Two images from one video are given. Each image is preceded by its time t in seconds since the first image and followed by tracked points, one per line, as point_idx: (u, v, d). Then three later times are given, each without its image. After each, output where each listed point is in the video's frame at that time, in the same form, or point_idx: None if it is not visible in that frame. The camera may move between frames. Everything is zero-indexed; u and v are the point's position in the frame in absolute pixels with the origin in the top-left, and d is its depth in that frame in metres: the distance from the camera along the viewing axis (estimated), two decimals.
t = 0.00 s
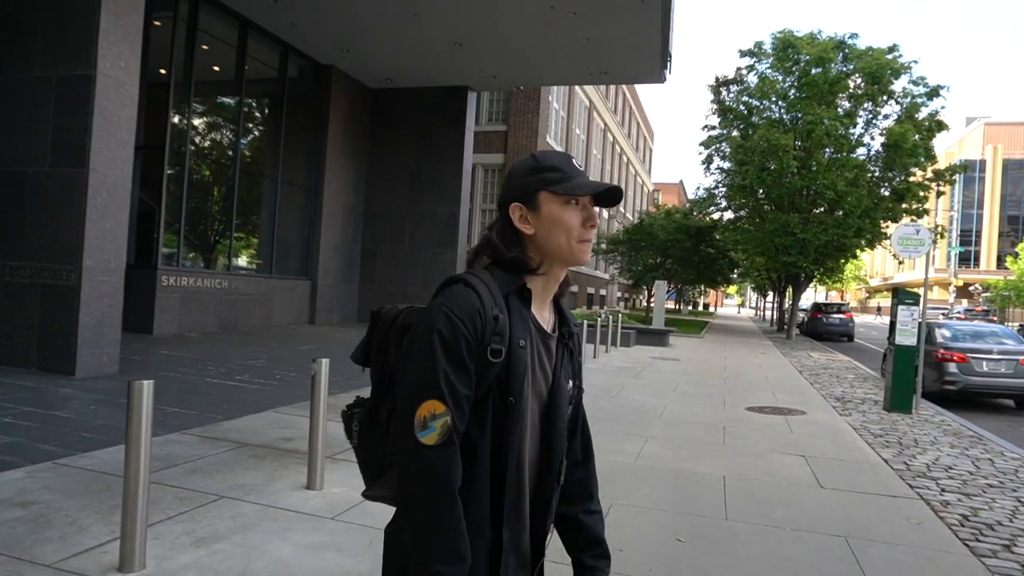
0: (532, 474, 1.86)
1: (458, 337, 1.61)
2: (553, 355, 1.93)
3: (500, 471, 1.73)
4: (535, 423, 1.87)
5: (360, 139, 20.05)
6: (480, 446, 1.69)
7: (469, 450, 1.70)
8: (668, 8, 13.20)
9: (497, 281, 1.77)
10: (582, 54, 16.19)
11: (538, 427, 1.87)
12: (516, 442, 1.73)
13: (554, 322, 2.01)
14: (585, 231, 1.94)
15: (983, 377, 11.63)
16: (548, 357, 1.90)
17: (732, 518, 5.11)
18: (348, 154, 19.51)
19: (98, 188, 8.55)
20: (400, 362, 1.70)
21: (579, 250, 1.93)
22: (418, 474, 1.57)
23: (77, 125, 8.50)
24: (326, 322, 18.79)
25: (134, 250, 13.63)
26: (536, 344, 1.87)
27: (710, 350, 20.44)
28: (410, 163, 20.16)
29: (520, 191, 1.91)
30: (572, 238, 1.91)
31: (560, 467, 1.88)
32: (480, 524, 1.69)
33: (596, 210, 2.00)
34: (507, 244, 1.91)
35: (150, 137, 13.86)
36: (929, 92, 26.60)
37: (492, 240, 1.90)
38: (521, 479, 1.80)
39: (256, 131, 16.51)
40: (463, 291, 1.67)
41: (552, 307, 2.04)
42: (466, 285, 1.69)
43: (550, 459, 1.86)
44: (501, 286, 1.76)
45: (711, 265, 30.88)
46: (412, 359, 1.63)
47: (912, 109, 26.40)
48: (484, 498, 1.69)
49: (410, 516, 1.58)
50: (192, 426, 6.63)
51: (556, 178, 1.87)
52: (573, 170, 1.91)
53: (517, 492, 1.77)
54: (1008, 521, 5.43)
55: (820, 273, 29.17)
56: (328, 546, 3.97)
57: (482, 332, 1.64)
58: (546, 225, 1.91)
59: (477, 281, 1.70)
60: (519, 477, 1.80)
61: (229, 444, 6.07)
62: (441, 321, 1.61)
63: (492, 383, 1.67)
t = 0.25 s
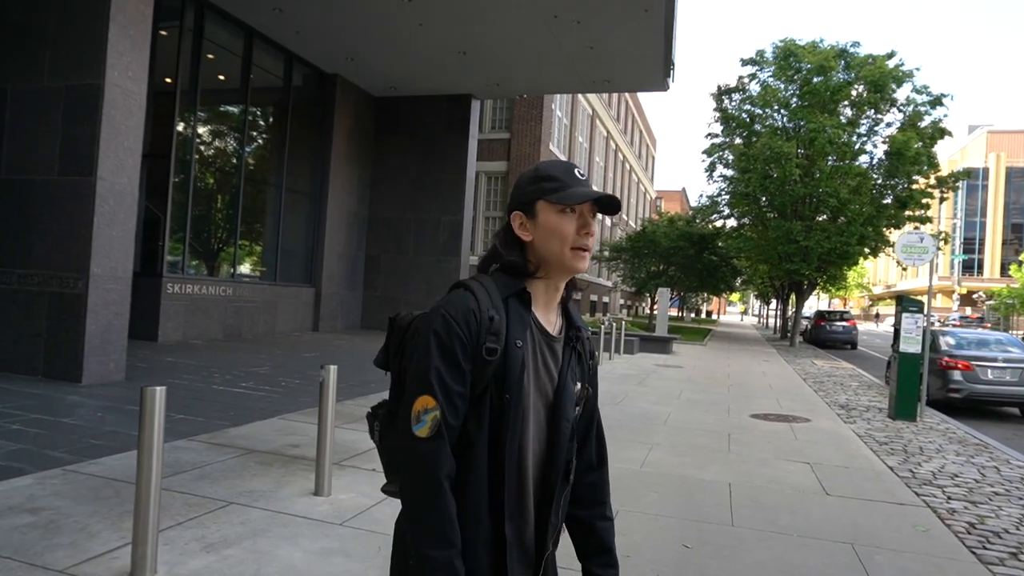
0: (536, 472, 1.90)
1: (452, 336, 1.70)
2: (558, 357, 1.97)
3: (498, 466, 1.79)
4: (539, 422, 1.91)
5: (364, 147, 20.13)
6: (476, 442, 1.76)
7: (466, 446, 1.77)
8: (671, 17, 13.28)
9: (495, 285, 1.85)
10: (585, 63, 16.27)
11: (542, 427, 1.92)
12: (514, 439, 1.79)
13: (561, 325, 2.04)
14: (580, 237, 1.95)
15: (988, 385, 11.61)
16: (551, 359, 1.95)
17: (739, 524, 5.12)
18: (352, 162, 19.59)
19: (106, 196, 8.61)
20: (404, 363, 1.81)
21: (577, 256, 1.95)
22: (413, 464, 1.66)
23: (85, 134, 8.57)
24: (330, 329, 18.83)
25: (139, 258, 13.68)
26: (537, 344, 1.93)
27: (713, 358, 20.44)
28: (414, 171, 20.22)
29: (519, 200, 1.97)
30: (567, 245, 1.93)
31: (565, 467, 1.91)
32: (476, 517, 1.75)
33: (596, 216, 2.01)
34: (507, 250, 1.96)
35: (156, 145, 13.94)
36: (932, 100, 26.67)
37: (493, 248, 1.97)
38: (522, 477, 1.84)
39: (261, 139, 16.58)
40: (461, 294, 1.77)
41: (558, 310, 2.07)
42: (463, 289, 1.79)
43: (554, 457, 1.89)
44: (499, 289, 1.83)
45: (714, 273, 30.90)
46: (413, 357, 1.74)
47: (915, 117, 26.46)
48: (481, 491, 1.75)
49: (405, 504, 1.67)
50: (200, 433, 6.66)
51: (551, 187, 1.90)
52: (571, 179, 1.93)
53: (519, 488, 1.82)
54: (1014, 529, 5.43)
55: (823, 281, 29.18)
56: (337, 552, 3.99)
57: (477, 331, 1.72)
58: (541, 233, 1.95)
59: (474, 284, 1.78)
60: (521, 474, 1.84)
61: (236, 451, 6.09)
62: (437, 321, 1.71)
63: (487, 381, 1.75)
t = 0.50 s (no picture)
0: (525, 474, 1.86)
1: (426, 337, 1.76)
2: (548, 356, 1.94)
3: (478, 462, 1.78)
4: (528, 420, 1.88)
5: (367, 152, 20.20)
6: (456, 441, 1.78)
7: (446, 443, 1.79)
8: (673, 23, 13.34)
9: (474, 287, 1.89)
10: (588, 68, 16.34)
11: (532, 426, 1.88)
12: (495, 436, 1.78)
13: (549, 323, 2.02)
14: (548, 236, 1.96)
15: (990, 390, 11.63)
16: (540, 359, 1.92)
17: (742, 527, 5.14)
18: (355, 166, 19.65)
19: (112, 201, 8.66)
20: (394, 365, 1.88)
21: (548, 255, 1.95)
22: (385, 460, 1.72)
23: (91, 139, 8.63)
24: (333, 333, 18.88)
25: (144, 262, 13.74)
26: (524, 343, 1.90)
27: (715, 362, 20.47)
28: (416, 175, 20.29)
29: (493, 206, 2.02)
30: (535, 243, 1.95)
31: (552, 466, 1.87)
32: (453, 514, 1.75)
33: (567, 214, 2.01)
34: (484, 256, 2.00)
35: (161, 150, 14.00)
36: (934, 106, 26.73)
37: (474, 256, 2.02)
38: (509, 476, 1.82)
39: (264, 144, 16.64)
40: (442, 299, 1.83)
41: (546, 310, 2.05)
42: (444, 294, 1.85)
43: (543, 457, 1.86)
44: (478, 290, 1.87)
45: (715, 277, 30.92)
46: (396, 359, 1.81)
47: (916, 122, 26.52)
48: (458, 488, 1.76)
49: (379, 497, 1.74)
50: (205, 436, 6.70)
51: (517, 190, 1.94)
52: (537, 180, 1.96)
53: (503, 488, 1.80)
54: (1017, 533, 5.44)
55: (825, 285, 29.21)
56: (343, 555, 4.01)
57: (453, 330, 1.76)
58: (511, 235, 1.97)
59: (453, 288, 1.84)
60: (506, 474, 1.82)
61: (242, 453, 6.14)
62: (414, 324, 1.78)
63: (466, 380, 1.77)
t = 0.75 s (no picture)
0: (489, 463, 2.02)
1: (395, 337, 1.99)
2: (520, 354, 2.09)
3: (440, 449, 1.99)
4: (494, 413, 2.04)
5: (370, 153, 20.25)
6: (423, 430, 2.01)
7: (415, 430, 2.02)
8: (676, 26, 13.39)
9: (447, 292, 2.09)
10: (591, 71, 16.39)
11: (498, 419, 2.04)
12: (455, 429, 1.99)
13: (526, 322, 2.15)
14: (510, 242, 2.10)
15: (993, 392, 11.62)
16: (510, 358, 2.07)
17: (744, 528, 5.16)
18: (359, 168, 19.71)
19: (118, 202, 8.71)
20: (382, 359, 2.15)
21: (512, 258, 2.09)
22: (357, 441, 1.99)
23: (97, 141, 8.68)
24: (336, 335, 18.92)
25: (148, 263, 13.78)
26: (494, 343, 2.07)
27: (718, 364, 20.47)
28: (419, 177, 20.33)
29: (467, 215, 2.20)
30: (498, 248, 2.09)
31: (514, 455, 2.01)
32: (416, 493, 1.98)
33: (531, 218, 2.12)
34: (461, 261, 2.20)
35: (166, 151, 14.07)
36: (936, 106, 26.74)
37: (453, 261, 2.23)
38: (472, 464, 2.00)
39: (268, 146, 16.68)
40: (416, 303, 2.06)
41: (523, 310, 2.18)
42: (420, 298, 2.08)
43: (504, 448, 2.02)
44: (450, 295, 2.08)
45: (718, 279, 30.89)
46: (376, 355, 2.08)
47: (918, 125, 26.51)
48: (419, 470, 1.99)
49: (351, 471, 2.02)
50: (211, 437, 6.74)
51: (482, 200, 2.10)
52: (499, 188, 2.08)
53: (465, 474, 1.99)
54: (1019, 535, 5.46)
55: (828, 287, 29.16)
56: (348, 554, 4.05)
57: (419, 332, 1.99)
58: (480, 242, 2.14)
59: (425, 293, 2.06)
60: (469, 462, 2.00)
61: (247, 454, 6.18)
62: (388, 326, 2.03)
63: (431, 376, 1.99)
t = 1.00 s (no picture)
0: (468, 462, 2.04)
1: (380, 338, 2.05)
2: (496, 352, 2.09)
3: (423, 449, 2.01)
4: (475, 413, 2.06)
5: (373, 156, 20.28)
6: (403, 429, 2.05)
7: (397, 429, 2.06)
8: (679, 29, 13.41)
9: (427, 295, 2.13)
10: (594, 73, 16.40)
11: (476, 419, 2.05)
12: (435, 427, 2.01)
13: (502, 321, 2.15)
14: (490, 246, 2.10)
15: (996, 396, 11.60)
16: (489, 357, 2.08)
17: (747, 531, 5.17)
18: (362, 170, 19.75)
19: (122, 205, 8.74)
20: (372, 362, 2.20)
21: (492, 261, 2.10)
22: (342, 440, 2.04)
23: (101, 144, 8.72)
24: (339, 337, 18.95)
25: (151, 265, 13.82)
26: (471, 344, 2.09)
27: (721, 367, 20.45)
28: (422, 180, 20.36)
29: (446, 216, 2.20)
30: (479, 251, 2.09)
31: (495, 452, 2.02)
32: (397, 491, 2.01)
33: (511, 222, 2.13)
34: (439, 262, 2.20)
35: (170, 154, 14.13)
36: (937, 107, 26.72)
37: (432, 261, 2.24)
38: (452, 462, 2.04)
39: (271, 148, 16.71)
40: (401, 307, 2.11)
41: (500, 308, 2.18)
42: (403, 303, 2.13)
43: (484, 446, 2.03)
44: (429, 297, 2.11)
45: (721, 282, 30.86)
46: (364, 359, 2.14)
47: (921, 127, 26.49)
48: (402, 467, 2.02)
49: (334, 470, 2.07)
50: (214, 438, 6.77)
51: (463, 204, 2.10)
52: (480, 193, 2.09)
53: (445, 472, 2.02)
54: (1021, 538, 5.46)
55: (831, 290, 29.12)
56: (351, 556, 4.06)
57: (403, 335, 2.04)
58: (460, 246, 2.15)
59: (408, 297, 2.10)
60: (448, 459, 2.03)
61: (250, 455, 6.20)
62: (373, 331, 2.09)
63: (413, 375, 2.02)
